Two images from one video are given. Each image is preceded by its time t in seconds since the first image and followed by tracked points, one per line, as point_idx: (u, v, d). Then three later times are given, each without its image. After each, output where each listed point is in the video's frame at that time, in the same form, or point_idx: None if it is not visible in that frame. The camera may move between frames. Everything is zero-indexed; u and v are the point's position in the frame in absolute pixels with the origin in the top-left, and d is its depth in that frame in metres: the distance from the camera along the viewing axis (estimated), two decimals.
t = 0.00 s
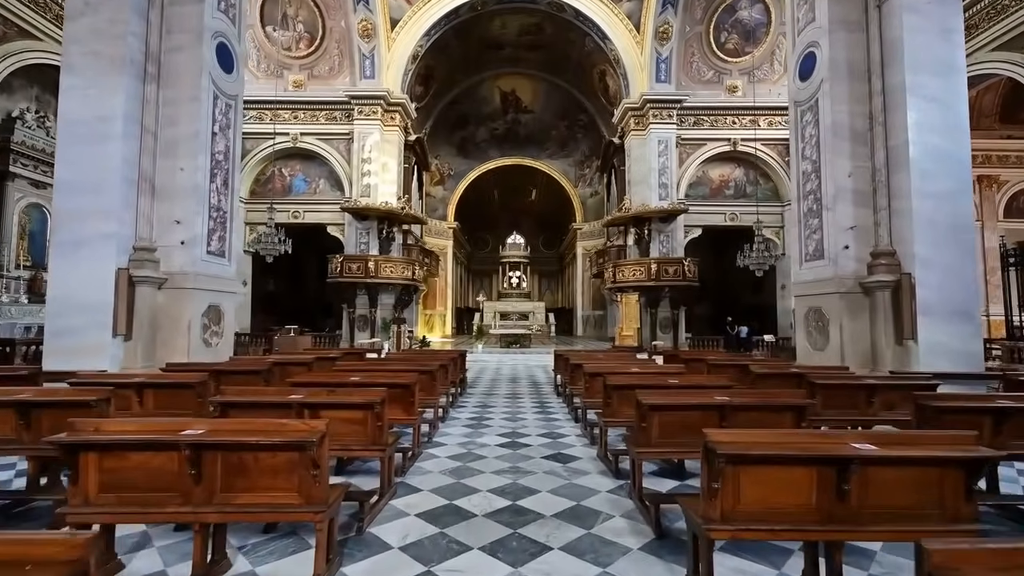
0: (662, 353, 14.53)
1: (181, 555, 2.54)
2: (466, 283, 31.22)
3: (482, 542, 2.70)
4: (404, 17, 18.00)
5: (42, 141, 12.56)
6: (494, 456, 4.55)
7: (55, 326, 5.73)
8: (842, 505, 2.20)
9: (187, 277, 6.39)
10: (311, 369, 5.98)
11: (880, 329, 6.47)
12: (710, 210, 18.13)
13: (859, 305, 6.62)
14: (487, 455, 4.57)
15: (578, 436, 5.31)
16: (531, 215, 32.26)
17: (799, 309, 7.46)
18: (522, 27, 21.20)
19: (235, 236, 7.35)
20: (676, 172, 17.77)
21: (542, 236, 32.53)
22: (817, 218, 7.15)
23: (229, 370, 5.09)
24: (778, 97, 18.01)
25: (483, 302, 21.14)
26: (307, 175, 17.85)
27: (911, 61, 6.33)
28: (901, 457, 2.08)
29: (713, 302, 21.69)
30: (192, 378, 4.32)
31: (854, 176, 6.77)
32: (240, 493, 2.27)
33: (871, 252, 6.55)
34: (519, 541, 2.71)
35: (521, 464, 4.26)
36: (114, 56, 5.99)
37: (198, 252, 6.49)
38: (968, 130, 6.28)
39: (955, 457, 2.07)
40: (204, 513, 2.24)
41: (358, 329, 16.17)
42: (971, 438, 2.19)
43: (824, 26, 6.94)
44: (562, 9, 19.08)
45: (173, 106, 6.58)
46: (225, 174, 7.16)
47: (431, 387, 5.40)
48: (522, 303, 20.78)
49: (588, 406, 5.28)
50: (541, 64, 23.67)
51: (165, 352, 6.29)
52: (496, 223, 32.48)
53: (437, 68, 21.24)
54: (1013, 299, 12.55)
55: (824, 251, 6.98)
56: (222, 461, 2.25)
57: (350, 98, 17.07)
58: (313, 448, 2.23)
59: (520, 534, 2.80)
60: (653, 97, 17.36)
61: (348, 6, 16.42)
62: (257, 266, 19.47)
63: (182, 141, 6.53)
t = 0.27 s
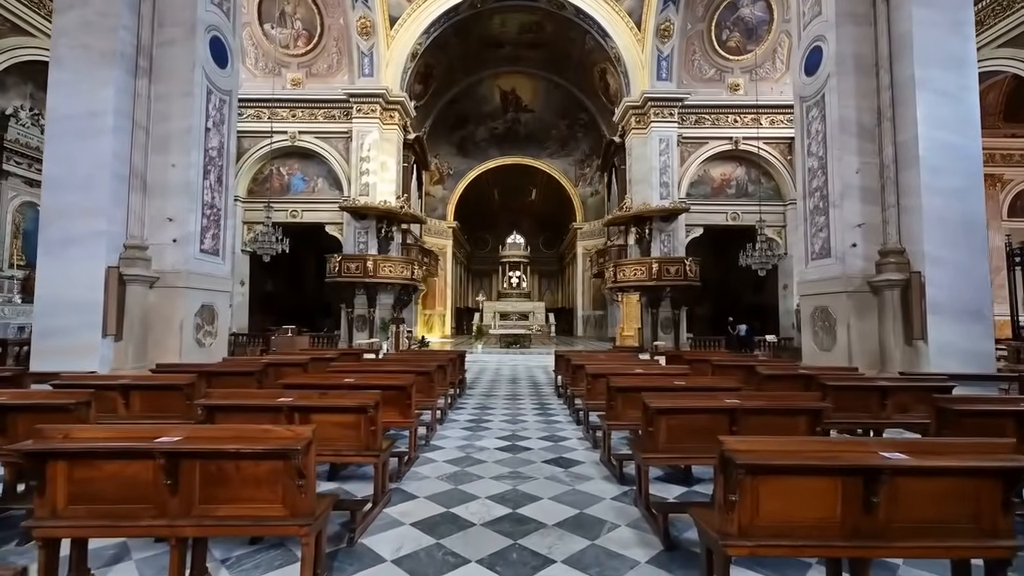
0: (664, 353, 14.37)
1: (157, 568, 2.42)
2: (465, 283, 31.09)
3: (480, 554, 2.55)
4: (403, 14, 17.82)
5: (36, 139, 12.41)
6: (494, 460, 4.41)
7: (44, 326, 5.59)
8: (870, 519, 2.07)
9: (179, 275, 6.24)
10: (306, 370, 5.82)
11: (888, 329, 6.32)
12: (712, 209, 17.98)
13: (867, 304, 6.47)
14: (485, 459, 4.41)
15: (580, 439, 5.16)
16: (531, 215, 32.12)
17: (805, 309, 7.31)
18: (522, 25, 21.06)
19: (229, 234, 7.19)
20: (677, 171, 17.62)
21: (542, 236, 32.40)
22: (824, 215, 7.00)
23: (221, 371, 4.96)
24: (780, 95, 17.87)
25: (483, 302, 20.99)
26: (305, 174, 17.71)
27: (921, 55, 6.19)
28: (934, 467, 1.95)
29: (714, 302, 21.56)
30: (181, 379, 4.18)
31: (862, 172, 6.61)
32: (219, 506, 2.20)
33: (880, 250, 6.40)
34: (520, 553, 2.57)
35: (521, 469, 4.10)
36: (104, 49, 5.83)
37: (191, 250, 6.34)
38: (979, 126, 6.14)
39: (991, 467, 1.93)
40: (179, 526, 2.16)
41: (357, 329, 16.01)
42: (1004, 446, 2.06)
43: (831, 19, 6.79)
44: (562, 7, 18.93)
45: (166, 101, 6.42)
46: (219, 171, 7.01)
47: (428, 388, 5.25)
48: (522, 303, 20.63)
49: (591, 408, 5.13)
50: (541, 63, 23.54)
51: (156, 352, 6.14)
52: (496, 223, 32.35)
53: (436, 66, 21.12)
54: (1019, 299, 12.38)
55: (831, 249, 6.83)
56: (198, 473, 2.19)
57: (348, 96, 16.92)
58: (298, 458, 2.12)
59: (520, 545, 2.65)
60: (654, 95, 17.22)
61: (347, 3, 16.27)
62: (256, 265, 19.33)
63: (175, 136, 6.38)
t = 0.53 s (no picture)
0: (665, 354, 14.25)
1: None
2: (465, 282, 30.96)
3: (478, 568, 2.42)
4: (401, 12, 17.64)
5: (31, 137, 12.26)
6: (493, 465, 4.27)
7: (33, 327, 5.45)
8: (898, 535, 1.86)
9: (172, 275, 6.11)
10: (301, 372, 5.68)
11: (896, 329, 6.19)
12: (713, 208, 17.85)
13: (873, 304, 6.33)
14: (485, 464, 4.28)
15: (582, 443, 5.03)
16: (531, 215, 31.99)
17: (810, 309, 7.18)
18: (523, 24, 20.92)
19: (224, 233, 7.07)
20: (678, 170, 17.49)
21: (543, 236, 32.30)
22: (830, 213, 6.85)
23: (211, 373, 4.83)
24: (782, 94, 17.74)
25: (482, 302, 20.87)
26: (304, 173, 17.57)
27: (930, 50, 6.06)
28: (970, 481, 1.74)
29: (715, 302, 21.42)
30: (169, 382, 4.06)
31: (868, 170, 6.48)
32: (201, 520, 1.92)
33: (887, 249, 6.27)
34: (520, 566, 2.43)
35: (521, 475, 3.96)
36: (94, 43, 5.68)
37: (184, 249, 6.20)
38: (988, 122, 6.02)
39: None
40: (156, 544, 1.89)
41: (356, 329, 15.89)
42: None
43: (838, 14, 6.65)
44: (563, 5, 18.79)
45: (158, 96, 6.28)
46: (214, 169, 6.88)
47: (426, 390, 5.12)
48: (522, 303, 20.50)
49: (593, 411, 4.99)
50: (542, 62, 23.41)
51: (148, 353, 6.00)
52: (496, 223, 32.22)
53: (436, 65, 20.99)
54: None
55: (837, 248, 6.69)
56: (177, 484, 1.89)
57: (347, 94, 16.79)
58: (282, 469, 1.89)
59: (521, 558, 2.52)
60: (655, 93, 17.09)
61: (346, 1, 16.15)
62: (254, 265, 19.19)
63: (168, 133, 6.24)
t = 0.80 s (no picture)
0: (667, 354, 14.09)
1: None
2: (465, 282, 30.82)
3: None
4: (401, 9, 17.48)
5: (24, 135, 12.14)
6: (492, 470, 4.12)
7: (18, 327, 5.30)
8: (934, 554, 1.71)
9: (162, 274, 5.96)
10: (294, 373, 5.53)
11: (905, 329, 6.04)
12: (715, 208, 17.70)
13: (882, 303, 6.18)
14: (483, 469, 4.12)
15: (583, 446, 4.87)
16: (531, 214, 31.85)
17: (816, 308, 7.04)
18: (523, 22, 20.76)
19: (216, 231, 6.91)
20: (680, 169, 17.34)
21: (543, 235, 32.16)
22: (836, 211, 6.68)
23: (201, 374, 4.70)
24: (784, 92, 17.60)
25: (482, 302, 20.71)
26: (302, 172, 17.41)
27: (940, 43, 5.91)
28: (1017, 496, 1.58)
29: (716, 302, 21.27)
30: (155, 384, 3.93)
31: (876, 166, 6.32)
32: (172, 536, 1.90)
33: (896, 247, 6.11)
34: None
35: (521, 480, 3.80)
36: (83, 35, 5.54)
37: (175, 247, 6.06)
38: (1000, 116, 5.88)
39: None
40: (123, 562, 1.85)
41: (354, 329, 15.74)
42: None
43: (845, 6, 6.49)
44: (563, 2, 18.62)
45: (149, 90, 6.13)
46: (206, 165, 6.73)
47: (423, 392, 4.97)
48: (522, 303, 20.33)
49: (594, 413, 4.86)
50: (542, 60, 23.27)
51: (137, 354, 5.85)
52: (496, 222, 32.09)
53: (435, 63, 20.83)
54: None
55: (844, 246, 6.54)
56: (145, 499, 1.88)
57: (345, 93, 16.64)
58: (260, 482, 1.85)
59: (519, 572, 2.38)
60: (657, 91, 16.94)
61: None
62: (252, 264, 19.05)
63: (158, 128, 6.10)
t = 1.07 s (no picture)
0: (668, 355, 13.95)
1: None
2: (465, 282, 30.66)
3: None
4: (399, 6, 17.31)
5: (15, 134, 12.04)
6: (491, 475, 3.95)
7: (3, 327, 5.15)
8: None
9: (152, 272, 5.80)
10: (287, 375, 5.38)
11: (915, 329, 5.88)
12: (716, 207, 17.54)
13: (891, 303, 6.02)
14: (481, 475, 3.95)
15: (585, 450, 4.72)
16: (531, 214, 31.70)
17: (822, 308, 6.88)
18: (523, 20, 20.61)
19: (209, 229, 6.76)
20: (681, 168, 17.19)
21: (543, 235, 32.03)
22: (844, 208, 6.51)
23: (189, 376, 4.55)
24: (786, 90, 17.44)
25: (482, 302, 20.54)
26: (299, 171, 17.25)
27: (951, 35, 5.75)
28: None
29: (717, 302, 21.11)
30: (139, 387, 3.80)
31: (885, 162, 6.15)
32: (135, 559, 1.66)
33: (905, 245, 5.95)
34: None
35: (520, 487, 3.63)
36: (70, 27, 5.40)
37: (165, 245, 5.90)
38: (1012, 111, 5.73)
39: None
40: None
41: (352, 329, 15.58)
42: None
43: None
44: None
45: (138, 84, 5.97)
46: (199, 161, 6.58)
47: (418, 394, 4.81)
48: (522, 303, 20.15)
49: (596, 416, 4.69)
50: (542, 59, 23.12)
51: (127, 355, 5.69)
52: (496, 222, 31.95)
53: (434, 61, 20.67)
54: None
55: (851, 244, 6.36)
56: (104, 515, 1.65)
57: (344, 90, 16.49)
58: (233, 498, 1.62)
59: None
60: (658, 89, 16.78)
61: None
62: (249, 263, 18.90)
63: (148, 123, 5.94)
